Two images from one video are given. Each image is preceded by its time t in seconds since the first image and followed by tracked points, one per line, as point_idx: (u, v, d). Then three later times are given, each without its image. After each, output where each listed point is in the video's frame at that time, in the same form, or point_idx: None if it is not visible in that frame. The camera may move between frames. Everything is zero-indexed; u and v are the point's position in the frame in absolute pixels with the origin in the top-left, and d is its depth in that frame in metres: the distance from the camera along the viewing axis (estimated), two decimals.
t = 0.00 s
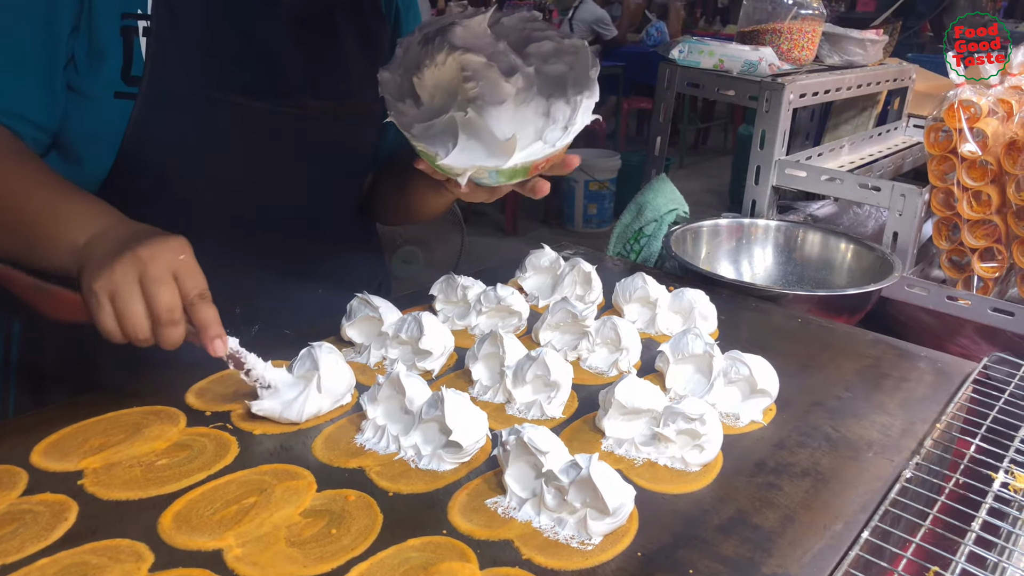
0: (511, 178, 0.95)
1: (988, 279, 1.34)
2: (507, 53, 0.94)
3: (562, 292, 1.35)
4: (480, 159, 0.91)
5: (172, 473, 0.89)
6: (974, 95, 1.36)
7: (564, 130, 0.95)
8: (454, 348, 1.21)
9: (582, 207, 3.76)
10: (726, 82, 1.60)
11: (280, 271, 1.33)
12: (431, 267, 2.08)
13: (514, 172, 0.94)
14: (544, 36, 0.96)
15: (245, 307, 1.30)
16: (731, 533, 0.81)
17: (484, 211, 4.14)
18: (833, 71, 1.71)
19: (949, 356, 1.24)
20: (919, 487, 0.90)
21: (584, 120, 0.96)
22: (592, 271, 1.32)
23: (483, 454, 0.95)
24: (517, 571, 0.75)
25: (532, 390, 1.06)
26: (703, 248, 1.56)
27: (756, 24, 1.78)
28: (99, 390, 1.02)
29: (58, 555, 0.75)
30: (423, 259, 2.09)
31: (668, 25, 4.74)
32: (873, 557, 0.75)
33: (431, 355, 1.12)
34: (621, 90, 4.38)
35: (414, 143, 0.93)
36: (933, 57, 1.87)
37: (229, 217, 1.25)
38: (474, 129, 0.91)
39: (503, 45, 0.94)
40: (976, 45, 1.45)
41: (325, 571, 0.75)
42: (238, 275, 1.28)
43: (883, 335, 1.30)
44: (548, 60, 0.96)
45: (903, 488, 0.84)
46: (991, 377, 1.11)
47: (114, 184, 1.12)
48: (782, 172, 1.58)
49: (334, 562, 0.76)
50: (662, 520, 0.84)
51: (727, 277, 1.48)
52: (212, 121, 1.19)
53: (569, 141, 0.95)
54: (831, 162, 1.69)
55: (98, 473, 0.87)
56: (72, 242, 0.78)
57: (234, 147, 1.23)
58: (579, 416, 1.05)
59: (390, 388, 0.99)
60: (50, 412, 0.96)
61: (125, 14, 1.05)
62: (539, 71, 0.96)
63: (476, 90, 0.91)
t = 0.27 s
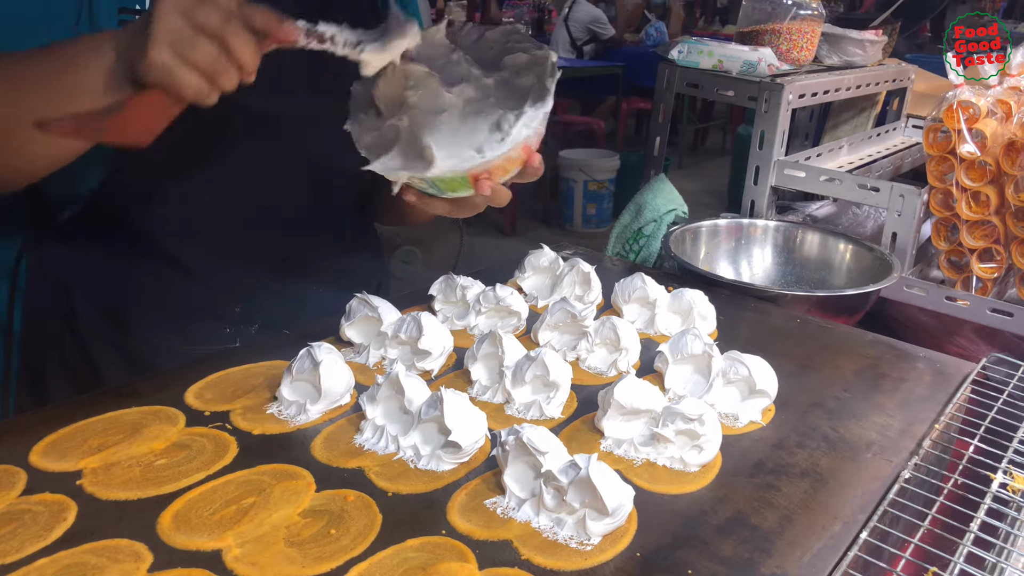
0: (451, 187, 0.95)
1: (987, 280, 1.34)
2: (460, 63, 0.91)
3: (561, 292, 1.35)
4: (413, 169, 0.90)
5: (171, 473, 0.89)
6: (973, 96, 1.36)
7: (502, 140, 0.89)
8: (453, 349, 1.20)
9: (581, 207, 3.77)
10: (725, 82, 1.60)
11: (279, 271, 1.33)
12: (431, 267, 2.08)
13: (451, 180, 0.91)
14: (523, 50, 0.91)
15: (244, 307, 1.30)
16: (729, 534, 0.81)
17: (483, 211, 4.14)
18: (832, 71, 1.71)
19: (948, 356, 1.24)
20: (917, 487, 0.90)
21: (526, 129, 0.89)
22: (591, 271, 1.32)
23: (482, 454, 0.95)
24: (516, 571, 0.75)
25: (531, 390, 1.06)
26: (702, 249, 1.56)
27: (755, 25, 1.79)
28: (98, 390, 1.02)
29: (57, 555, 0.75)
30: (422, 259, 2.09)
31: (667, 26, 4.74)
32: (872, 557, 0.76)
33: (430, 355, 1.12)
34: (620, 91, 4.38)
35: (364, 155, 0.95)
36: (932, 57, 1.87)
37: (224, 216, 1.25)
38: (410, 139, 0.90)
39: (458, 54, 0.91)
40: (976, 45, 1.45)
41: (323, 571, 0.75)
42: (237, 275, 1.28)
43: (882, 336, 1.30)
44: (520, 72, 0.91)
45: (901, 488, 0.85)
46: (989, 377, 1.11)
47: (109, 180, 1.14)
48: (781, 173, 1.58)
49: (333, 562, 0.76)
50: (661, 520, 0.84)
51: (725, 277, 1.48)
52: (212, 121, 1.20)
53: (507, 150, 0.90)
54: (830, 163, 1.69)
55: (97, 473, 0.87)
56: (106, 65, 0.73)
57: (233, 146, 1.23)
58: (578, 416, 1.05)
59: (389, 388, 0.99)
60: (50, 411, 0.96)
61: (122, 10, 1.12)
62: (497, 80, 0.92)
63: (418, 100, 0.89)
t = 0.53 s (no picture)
0: (426, 153, 0.95)
1: (985, 281, 1.34)
2: (438, 36, 0.96)
3: (560, 292, 1.35)
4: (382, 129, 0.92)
5: (170, 473, 0.89)
6: (971, 96, 1.36)
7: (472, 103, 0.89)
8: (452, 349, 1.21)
9: (580, 207, 3.77)
10: (724, 83, 1.61)
11: (279, 271, 1.33)
12: (430, 267, 2.08)
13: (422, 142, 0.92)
14: (513, 29, 0.94)
15: (243, 307, 1.30)
16: (728, 534, 0.81)
17: (483, 211, 4.14)
18: (831, 72, 1.71)
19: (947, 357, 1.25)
20: (916, 487, 0.90)
21: (499, 94, 0.88)
22: (590, 272, 1.33)
23: (480, 455, 0.95)
24: (515, 571, 0.75)
25: (530, 391, 1.06)
26: (701, 249, 1.57)
27: (755, 26, 1.80)
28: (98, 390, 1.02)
29: (56, 555, 0.75)
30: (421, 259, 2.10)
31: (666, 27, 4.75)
32: (870, 558, 0.76)
33: (429, 355, 1.12)
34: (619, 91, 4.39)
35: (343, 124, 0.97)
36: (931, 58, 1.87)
37: (222, 217, 1.25)
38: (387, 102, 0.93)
39: (437, 29, 0.97)
40: (976, 45, 1.47)
41: (322, 571, 0.75)
42: (236, 275, 1.28)
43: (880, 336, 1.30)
44: (508, 52, 0.94)
45: (899, 488, 0.85)
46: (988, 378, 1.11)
47: (105, 178, 1.15)
48: (780, 174, 1.59)
49: (331, 562, 0.77)
50: (660, 521, 0.84)
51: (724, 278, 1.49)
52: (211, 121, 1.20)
53: (478, 113, 0.89)
54: (829, 164, 1.69)
55: (96, 473, 0.87)
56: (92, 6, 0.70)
57: (232, 145, 1.23)
58: (576, 417, 1.05)
59: (388, 389, 0.99)
60: (49, 411, 0.96)
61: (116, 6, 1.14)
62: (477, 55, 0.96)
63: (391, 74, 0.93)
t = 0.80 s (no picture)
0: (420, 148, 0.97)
1: (985, 280, 1.34)
2: (453, 35, 0.92)
3: (560, 292, 1.35)
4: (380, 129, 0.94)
5: (170, 473, 0.89)
6: (972, 96, 1.36)
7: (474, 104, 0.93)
8: (453, 349, 1.20)
9: (580, 208, 3.77)
10: (724, 83, 1.61)
11: (279, 271, 1.33)
12: (430, 267, 2.08)
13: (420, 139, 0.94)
14: (513, 29, 0.97)
15: (243, 307, 1.30)
16: (729, 533, 0.81)
17: (482, 211, 4.15)
18: (831, 72, 1.71)
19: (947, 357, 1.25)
20: (917, 487, 0.90)
21: (500, 99, 0.93)
22: (591, 272, 1.32)
23: (481, 455, 0.95)
24: (516, 571, 0.75)
25: (531, 391, 1.06)
26: (701, 249, 1.57)
27: (754, 26, 1.80)
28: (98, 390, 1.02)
29: (56, 555, 0.75)
30: (421, 259, 2.10)
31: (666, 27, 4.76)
32: (871, 557, 0.76)
33: (430, 355, 1.12)
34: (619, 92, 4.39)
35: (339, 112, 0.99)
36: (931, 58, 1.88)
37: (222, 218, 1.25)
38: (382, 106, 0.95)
39: (450, 27, 0.92)
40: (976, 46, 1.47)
41: (323, 570, 0.75)
42: (237, 275, 1.28)
43: (881, 336, 1.30)
44: (508, 51, 0.97)
45: (900, 488, 0.85)
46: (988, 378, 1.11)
47: (104, 178, 1.15)
48: (780, 174, 1.59)
49: (332, 562, 0.76)
50: (660, 521, 0.84)
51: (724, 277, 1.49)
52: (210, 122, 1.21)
53: (479, 115, 0.93)
54: (829, 164, 1.69)
55: (97, 473, 0.87)
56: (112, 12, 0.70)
57: (233, 145, 1.23)
58: (577, 417, 1.05)
59: (388, 389, 0.99)
60: (50, 411, 0.96)
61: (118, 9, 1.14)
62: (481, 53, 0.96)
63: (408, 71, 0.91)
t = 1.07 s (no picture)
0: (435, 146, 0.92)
1: (985, 280, 1.34)
2: (456, 32, 0.91)
3: (559, 293, 1.35)
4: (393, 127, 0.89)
5: (170, 474, 0.89)
6: (970, 97, 1.36)
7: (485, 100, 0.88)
8: (452, 350, 1.21)
9: (579, 209, 3.77)
10: (723, 84, 1.61)
11: (278, 272, 1.33)
12: (429, 268, 2.09)
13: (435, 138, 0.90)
14: (520, 26, 0.93)
15: (242, 308, 1.30)
16: (728, 534, 0.81)
17: (481, 212, 4.15)
18: (830, 73, 1.71)
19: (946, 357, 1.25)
20: (916, 487, 0.90)
21: (513, 93, 0.88)
22: (590, 272, 1.33)
23: (480, 455, 0.95)
24: (515, 572, 0.75)
25: (530, 391, 1.06)
26: (700, 250, 1.57)
27: (752, 27, 1.80)
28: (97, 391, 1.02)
29: (56, 556, 0.75)
30: (421, 260, 2.10)
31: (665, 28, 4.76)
32: (870, 557, 0.76)
33: (429, 356, 1.12)
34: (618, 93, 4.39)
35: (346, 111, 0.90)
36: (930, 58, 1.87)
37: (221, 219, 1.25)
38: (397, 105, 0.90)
39: (454, 24, 0.92)
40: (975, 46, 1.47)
41: (322, 571, 0.75)
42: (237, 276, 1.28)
43: (880, 337, 1.30)
44: (516, 48, 0.92)
45: (899, 488, 0.85)
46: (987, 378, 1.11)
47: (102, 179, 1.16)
48: (779, 174, 1.59)
49: (331, 562, 0.77)
50: (659, 521, 0.84)
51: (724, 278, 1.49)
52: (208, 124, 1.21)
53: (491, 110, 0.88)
54: (828, 164, 1.69)
55: (96, 474, 0.87)
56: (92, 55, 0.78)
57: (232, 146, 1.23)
58: (576, 417, 1.05)
59: (388, 389, 0.99)
60: (49, 412, 0.96)
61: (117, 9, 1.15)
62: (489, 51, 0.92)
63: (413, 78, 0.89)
